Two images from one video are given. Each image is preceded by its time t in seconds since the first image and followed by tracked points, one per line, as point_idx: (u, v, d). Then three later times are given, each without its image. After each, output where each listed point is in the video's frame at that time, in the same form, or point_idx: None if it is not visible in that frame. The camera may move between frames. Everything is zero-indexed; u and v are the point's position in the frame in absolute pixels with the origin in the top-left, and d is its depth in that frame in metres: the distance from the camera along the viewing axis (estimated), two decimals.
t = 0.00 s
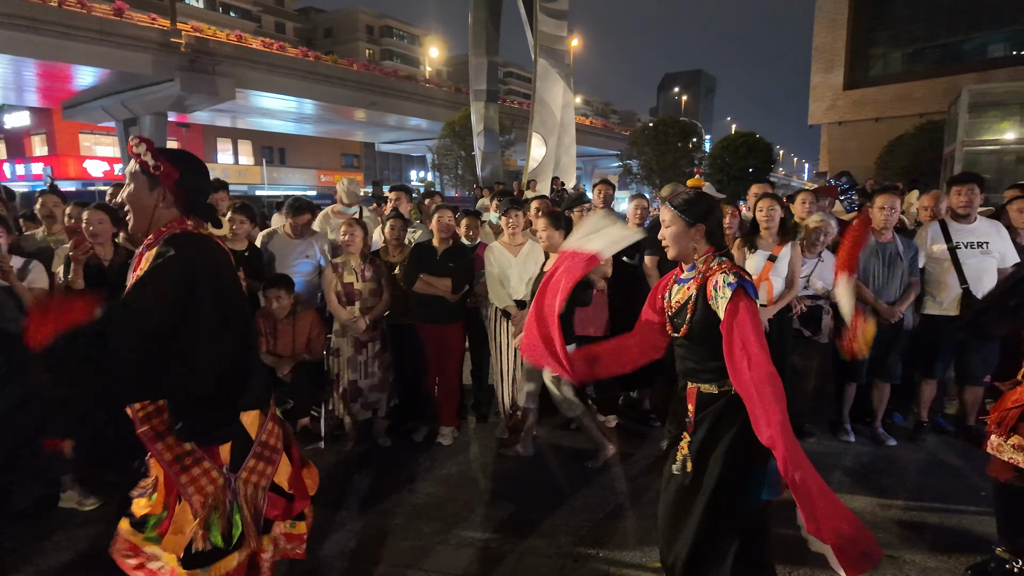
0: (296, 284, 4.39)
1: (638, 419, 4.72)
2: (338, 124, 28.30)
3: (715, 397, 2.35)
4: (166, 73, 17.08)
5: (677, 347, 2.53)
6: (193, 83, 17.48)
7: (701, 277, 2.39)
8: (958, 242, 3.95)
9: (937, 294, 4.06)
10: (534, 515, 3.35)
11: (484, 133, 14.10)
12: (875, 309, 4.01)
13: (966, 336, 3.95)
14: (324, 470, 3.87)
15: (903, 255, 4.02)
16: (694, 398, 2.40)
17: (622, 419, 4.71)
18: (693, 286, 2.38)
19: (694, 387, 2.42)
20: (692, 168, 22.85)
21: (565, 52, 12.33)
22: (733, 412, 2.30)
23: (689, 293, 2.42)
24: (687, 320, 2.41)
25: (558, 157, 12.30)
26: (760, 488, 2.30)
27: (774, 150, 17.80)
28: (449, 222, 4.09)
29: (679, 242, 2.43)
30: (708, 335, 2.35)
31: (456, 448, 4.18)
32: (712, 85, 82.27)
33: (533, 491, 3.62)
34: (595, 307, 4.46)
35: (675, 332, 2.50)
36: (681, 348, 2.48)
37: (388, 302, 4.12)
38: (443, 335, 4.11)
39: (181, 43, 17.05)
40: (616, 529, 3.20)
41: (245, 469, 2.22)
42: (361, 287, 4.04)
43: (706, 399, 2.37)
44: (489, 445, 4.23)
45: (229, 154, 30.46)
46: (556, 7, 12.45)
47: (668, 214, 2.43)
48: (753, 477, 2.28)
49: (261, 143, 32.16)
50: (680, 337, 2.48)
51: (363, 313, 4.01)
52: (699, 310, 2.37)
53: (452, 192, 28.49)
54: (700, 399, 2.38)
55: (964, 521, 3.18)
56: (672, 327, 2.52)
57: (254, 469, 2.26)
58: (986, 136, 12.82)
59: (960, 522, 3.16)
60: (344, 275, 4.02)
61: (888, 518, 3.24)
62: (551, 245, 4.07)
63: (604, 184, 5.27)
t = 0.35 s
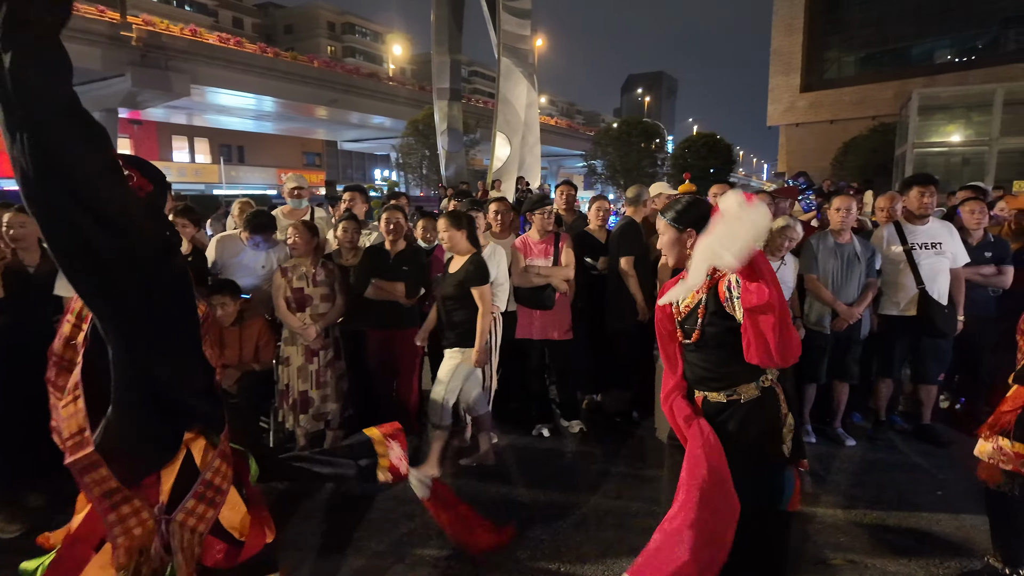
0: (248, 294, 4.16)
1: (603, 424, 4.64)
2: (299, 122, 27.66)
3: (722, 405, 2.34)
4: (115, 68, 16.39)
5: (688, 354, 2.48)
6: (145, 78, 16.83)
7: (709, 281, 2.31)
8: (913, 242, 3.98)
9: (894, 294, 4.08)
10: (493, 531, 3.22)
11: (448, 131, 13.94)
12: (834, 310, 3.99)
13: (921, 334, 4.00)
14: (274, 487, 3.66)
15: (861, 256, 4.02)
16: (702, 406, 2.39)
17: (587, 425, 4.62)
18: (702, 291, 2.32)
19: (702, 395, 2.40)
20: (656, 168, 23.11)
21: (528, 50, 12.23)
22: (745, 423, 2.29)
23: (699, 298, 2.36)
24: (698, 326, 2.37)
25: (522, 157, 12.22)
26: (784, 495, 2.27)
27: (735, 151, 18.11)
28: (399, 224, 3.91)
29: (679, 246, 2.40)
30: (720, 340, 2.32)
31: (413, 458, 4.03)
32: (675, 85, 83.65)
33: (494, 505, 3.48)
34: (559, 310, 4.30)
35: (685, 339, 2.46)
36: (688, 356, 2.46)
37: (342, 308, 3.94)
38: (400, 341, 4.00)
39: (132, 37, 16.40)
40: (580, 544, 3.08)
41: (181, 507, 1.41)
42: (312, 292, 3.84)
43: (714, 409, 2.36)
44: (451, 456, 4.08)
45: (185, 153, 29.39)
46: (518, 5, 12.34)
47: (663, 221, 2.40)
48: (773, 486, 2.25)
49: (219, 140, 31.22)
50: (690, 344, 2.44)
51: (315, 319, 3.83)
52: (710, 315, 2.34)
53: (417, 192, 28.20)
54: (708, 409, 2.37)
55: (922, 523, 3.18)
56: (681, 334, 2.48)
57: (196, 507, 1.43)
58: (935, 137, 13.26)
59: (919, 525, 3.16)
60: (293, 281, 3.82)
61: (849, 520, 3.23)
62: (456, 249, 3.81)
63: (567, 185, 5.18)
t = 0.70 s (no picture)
0: (201, 300, 3.89)
1: (567, 429, 4.56)
2: (261, 120, 26.96)
3: (698, 404, 2.35)
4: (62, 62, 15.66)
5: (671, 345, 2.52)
6: (95, 73, 16.13)
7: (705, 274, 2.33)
8: (870, 242, 3.99)
9: (852, 294, 4.08)
10: (452, 542, 3.10)
11: (411, 130, 13.72)
12: (795, 309, 3.96)
13: (877, 334, 4.04)
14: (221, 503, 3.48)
15: (821, 254, 4.02)
16: (679, 402, 2.41)
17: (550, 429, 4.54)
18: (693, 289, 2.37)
19: (680, 388, 2.43)
20: (622, 168, 23.27)
21: (493, 49, 12.11)
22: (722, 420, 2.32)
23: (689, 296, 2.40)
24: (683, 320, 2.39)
25: (488, 156, 12.08)
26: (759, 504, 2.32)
27: (700, 152, 18.36)
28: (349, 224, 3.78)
29: (686, 237, 2.39)
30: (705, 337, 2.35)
31: (370, 468, 3.88)
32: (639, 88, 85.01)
33: (453, 515, 3.37)
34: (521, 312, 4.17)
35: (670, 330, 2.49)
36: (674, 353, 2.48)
37: (290, 315, 3.77)
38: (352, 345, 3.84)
39: (81, 29, 15.70)
40: (543, 553, 2.99)
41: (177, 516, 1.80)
42: (260, 295, 3.67)
43: (691, 405, 2.38)
44: (408, 464, 3.94)
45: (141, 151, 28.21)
46: (482, 3, 12.18)
47: (674, 210, 2.39)
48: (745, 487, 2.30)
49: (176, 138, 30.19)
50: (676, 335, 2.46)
51: (262, 325, 3.66)
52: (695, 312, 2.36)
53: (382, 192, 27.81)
54: (686, 402, 2.39)
55: (880, 522, 3.19)
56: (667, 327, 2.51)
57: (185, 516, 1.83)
58: (888, 140, 13.53)
59: (878, 525, 3.17)
60: (239, 284, 3.63)
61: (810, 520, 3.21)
62: (352, 252, 3.57)
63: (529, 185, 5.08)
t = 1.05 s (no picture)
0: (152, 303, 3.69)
1: (537, 433, 4.45)
2: (237, 119, 26.52)
3: (673, 406, 2.40)
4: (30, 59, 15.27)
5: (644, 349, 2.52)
6: (64, 71, 15.76)
7: (680, 281, 2.30)
8: (838, 242, 3.96)
9: (821, 294, 4.04)
10: (410, 555, 2.98)
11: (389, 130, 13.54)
12: (763, 310, 3.90)
13: (845, 335, 4.01)
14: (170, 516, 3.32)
15: (789, 254, 3.97)
16: (652, 406, 2.47)
17: (520, 434, 4.42)
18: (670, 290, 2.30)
19: (653, 392, 2.46)
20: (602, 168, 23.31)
21: (470, 48, 11.99)
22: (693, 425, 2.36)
23: (663, 296, 2.34)
24: (659, 327, 2.36)
25: (466, 156, 11.96)
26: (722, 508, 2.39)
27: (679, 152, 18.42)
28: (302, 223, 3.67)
29: (664, 238, 2.34)
30: (678, 343, 2.33)
31: (330, 477, 3.74)
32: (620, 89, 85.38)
33: (413, 526, 3.24)
34: (488, 315, 4.02)
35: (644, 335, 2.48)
36: (650, 353, 2.47)
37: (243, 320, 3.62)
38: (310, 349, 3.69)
39: (49, 26, 15.33)
40: (503, 565, 2.88)
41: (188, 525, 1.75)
42: (210, 300, 3.54)
43: (667, 406, 2.42)
44: (370, 473, 3.79)
45: (114, 150, 27.59)
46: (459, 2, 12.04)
47: (654, 207, 2.33)
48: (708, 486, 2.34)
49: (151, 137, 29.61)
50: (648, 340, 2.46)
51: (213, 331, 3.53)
52: (672, 318, 2.32)
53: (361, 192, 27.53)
54: (661, 407, 2.44)
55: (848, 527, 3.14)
56: (641, 329, 2.49)
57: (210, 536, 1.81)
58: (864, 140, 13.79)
59: (846, 529, 3.11)
60: (188, 288, 3.50)
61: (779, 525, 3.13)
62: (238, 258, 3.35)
63: (498, 185, 4.97)
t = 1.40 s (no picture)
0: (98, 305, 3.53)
1: (511, 440, 4.32)
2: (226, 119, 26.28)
3: (684, 411, 2.12)
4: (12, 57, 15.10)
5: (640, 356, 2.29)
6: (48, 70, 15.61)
7: (660, 281, 2.11)
8: (817, 244, 3.87)
9: (799, 296, 3.95)
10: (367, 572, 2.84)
11: (375, 129, 13.37)
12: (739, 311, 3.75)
13: (825, 337, 3.92)
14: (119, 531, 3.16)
15: (766, 255, 3.87)
16: (663, 413, 2.16)
17: (494, 441, 4.28)
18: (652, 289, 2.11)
19: (660, 401, 2.19)
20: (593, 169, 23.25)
21: (457, 47, 11.85)
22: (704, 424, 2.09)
23: (649, 298, 2.14)
24: (648, 328, 2.15)
25: (454, 156, 11.80)
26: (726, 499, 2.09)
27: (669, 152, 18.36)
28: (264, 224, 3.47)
29: (641, 245, 2.15)
30: (670, 341, 2.11)
31: (291, 488, 3.59)
32: (613, 89, 85.37)
33: (373, 541, 3.10)
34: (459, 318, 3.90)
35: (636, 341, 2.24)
36: (645, 357, 2.24)
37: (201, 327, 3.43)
38: (271, 353, 3.52)
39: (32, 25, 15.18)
40: None
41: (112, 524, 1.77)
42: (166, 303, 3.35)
43: (677, 414, 2.14)
44: (333, 484, 3.64)
45: (102, 150, 27.29)
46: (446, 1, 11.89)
47: (627, 215, 2.14)
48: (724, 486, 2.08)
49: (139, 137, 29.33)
50: (642, 346, 2.23)
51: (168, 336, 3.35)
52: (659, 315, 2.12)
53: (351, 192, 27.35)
54: (670, 414, 2.15)
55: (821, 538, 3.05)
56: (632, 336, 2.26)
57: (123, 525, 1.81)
58: (853, 140, 13.72)
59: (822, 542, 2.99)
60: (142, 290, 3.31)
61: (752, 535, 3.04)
62: (121, 259, 2.81)
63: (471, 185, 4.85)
